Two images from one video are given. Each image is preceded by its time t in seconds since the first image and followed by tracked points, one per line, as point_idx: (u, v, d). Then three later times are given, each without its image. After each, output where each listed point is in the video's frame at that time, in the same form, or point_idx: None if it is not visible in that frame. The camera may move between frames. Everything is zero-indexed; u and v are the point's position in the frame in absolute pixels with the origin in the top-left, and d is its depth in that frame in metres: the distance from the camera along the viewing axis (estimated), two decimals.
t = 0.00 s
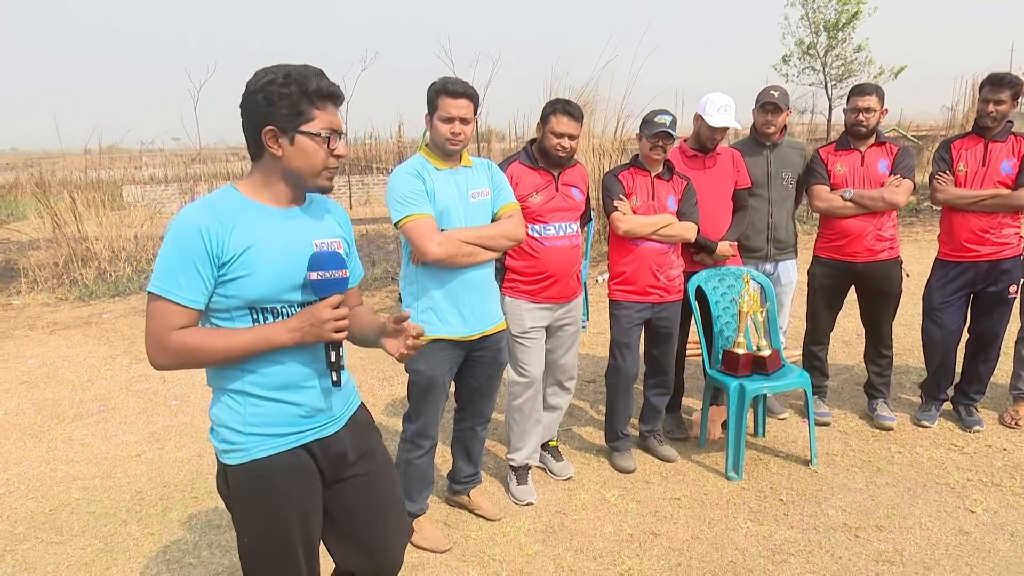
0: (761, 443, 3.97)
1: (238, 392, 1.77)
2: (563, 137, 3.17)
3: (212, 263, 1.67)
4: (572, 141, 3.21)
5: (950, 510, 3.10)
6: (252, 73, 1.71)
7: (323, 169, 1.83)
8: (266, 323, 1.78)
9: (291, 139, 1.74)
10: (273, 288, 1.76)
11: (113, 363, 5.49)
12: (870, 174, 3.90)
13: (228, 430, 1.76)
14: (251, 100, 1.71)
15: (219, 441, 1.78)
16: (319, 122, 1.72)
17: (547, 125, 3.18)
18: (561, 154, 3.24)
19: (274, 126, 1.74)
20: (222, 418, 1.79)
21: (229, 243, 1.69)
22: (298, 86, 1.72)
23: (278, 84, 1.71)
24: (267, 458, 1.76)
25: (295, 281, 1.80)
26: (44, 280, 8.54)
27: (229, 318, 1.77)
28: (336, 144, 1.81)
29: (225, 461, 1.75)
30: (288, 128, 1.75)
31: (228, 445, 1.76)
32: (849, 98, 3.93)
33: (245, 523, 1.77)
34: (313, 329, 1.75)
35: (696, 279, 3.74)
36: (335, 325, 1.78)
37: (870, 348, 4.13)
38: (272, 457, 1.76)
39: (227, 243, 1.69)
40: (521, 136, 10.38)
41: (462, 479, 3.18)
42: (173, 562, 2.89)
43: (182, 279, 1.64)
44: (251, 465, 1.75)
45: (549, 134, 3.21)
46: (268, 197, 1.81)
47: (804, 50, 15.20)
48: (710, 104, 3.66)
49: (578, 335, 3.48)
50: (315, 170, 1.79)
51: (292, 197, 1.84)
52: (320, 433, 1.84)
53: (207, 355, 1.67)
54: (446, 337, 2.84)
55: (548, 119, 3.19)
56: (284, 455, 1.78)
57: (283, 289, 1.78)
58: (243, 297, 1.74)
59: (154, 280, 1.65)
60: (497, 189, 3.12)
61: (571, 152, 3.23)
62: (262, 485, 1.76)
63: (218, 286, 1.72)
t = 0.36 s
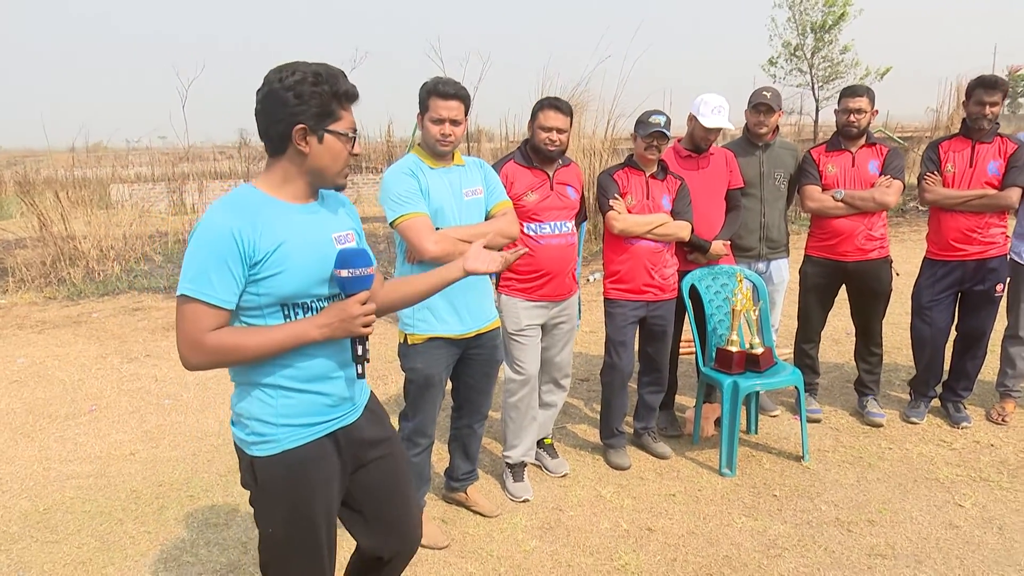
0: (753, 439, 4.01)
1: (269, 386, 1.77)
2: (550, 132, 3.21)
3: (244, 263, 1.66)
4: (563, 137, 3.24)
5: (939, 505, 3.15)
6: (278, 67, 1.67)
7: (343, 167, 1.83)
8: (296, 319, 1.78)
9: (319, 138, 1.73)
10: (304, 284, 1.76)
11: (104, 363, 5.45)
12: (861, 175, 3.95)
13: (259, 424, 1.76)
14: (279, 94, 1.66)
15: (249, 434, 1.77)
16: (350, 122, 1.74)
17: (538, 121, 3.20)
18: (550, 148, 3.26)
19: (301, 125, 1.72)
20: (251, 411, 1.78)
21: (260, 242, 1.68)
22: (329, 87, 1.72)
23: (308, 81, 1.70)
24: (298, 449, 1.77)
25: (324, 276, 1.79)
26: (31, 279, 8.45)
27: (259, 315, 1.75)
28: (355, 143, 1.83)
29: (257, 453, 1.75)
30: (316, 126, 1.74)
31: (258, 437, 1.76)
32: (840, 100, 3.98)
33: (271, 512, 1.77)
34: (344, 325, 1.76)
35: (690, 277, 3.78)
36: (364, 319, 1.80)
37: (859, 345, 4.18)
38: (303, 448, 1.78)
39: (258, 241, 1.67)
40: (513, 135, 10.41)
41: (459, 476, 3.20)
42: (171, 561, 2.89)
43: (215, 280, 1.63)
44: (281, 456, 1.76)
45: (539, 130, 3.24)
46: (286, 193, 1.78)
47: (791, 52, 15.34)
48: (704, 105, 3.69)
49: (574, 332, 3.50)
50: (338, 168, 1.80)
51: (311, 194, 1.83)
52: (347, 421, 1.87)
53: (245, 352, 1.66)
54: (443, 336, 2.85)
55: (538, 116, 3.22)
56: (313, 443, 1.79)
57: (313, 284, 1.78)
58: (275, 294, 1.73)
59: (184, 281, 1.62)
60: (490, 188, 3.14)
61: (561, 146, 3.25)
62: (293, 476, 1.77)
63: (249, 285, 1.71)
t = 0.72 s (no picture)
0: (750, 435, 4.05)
1: (330, 373, 1.81)
2: (547, 129, 3.21)
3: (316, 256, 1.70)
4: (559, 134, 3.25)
5: (936, 496, 3.20)
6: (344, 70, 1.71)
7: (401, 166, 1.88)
8: (357, 310, 1.83)
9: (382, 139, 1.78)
10: (367, 276, 1.81)
11: (95, 367, 5.38)
12: (854, 173, 4.00)
13: (321, 410, 1.80)
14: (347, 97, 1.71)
15: (310, 419, 1.81)
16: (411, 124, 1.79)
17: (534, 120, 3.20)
18: (547, 145, 3.27)
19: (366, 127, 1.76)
20: (312, 398, 1.82)
21: (331, 236, 1.72)
22: (395, 91, 1.76)
23: (375, 85, 1.75)
24: (356, 434, 1.83)
25: (383, 269, 1.85)
26: (16, 283, 8.32)
27: (323, 306, 1.79)
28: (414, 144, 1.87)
29: (317, 438, 1.79)
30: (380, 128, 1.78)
31: (318, 421, 1.80)
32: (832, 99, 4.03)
33: (328, 497, 1.82)
34: (404, 315, 1.82)
35: (687, 275, 3.81)
36: (422, 309, 1.86)
37: (853, 340, 4.24)
38: (362, 433, 1.83)
39: (328, 236, 1.72)
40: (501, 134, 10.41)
41: (462, 475, 3.20)
42: (175, 564, 2.87)
43: (290, 272, 1.67)
44: (341, 441, 1.81)
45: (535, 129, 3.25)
46: (348, 190, 1.83)
47: (774, 51, 15.48)
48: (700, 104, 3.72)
49: (573, 331, 3.51)
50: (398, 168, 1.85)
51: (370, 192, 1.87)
52: (397, 407, 1.94)
53: (317, 342, 1.71)
54: (445, 335, 2.85)
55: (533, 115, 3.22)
56: (369, 427, 1.85)
57: (374, 277, 1.83)
58: (341, 286, 1.78)
59: (259, 273, 1.66)
60: (488, 187, 3.14)
61: (557, 143, 3.26)
62: (352, 461, 1.82)
63: (317, 277, 1.75)
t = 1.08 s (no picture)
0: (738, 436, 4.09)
1: (369, 362, 1.88)
2: (539, 131, 3.23)
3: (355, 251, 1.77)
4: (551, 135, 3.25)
5: (922, 497, 3.27)
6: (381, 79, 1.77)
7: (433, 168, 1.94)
8: (394, 301, 1.90)
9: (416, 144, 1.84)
10: (402, 269, 1.88)
11: (79, 368, 5.31)
12: (840, 178, 4.07)
13: (361, 396, 1.88)
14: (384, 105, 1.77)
15: (352, 405, 1.89)
16: (444, 127, 1.86)
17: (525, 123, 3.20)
18: (539, 148, 3.28)
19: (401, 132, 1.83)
20: (353, 386, 1.90)
21: (368, 232, 1.79)
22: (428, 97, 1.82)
23: (408, 93, 1.81)
24: (394, 419, 1.90)
25: (418, 263, 1.92)
26: None
27: (361, 298, 1.87)
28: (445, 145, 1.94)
29: (358, 423, 1.88)
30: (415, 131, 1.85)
31: (360, 408, 1.88)
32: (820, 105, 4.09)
33: (367, 482, 1.90)
34: (439, 303, 1.88)
35: (677, 278, 3.85)
36: (455, 298, 1.92)
37: (839, 343, 4.30)
38: (401, 418, 1.91)
39: (366, 231, 1.79)
40: (488, 137, 10.43)
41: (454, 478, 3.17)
42: (168, 565, 2.84)
43: (332, 267, 1.74)
44: (382, 426, 1.89)
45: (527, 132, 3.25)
46: (384, 191, 1.90)
47: (756, 58, 15.68)
48: (691, 109, 3.76)
49: (565, 333, 3.52)
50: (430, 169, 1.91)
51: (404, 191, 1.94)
52: (432, 394, 2.01)
53: (360, 332, 1.78)
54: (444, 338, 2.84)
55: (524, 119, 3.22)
56: (407, 413, 1.93)
57: (409, 270, 1.90)
58: (377, 279, 1.85)
59: (304, 267, 1.73)
60: (478, 190, 3.12)
61: (549, 145, 3.28)
62: (388, 446, 1.90)
63: (356, 271, 1.82)
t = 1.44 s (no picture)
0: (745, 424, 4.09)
1: (388, 334, 1.92)
2: (550, 115, 3.20)
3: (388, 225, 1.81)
4: (563, 119, 3.23)
5: (929, 486, 3.26)
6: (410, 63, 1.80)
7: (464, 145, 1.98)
8: (419, 278, 1.94)
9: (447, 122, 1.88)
10: (430, 247, 1.92)
11: (91, 349, 5.36)
12: (853, 165, 4.03)
13: (380, 368, 1.92)
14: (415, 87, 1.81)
15: (370, 376, 1.93)
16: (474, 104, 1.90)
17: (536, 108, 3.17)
18: (550, 132, 3.26)
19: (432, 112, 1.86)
20: (372, 358, 1.93)
21: (402, 207, 1.83)
22: (456, 76, 1.86)
23: (436, 73, 1.84)
24: (411, 392, 1.94)
25: (444, 242, 1.96)
26: (8, 265, 8.25)
27: (388, 271, 1.90)
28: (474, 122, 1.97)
29: (376, 395, 1.91)
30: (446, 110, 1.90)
31: (379, 380, 1.92)
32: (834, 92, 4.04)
33: (396, 455, 1.95)
34: (463, 282, 1.92)
35: (687, 265, 3.83)
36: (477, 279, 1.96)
37: (849, 332, 4.28)
38: (419, 392, 1.95)
39: (399, 206, 1.83)
40: (498, 122, 10.38)
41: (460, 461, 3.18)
42: (178, 544, 2.89)
43: (365, 239, 1.78)
44: (400, 398, 1.93)
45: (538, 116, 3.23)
46: (417, 169, 1.94)
47: (769, 43, 15.48)
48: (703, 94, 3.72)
49: (574, 320, 3.53)
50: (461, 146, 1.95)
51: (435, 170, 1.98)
52: (447, 370, 2.06)
53: (385, 304, 1.82)
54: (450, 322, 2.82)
55: (535, 103, 3.20)
56: (425, 386, 1.97)
57: (436, 248, 1.94)
58: (406, 254, 1.89)
59: (338, 237, 1.77)
60: (484, 174, 3.09)
61: (562, 130, 3.26)
62: (416, 419, 1.94)
63: (387, 245, 1.86)
